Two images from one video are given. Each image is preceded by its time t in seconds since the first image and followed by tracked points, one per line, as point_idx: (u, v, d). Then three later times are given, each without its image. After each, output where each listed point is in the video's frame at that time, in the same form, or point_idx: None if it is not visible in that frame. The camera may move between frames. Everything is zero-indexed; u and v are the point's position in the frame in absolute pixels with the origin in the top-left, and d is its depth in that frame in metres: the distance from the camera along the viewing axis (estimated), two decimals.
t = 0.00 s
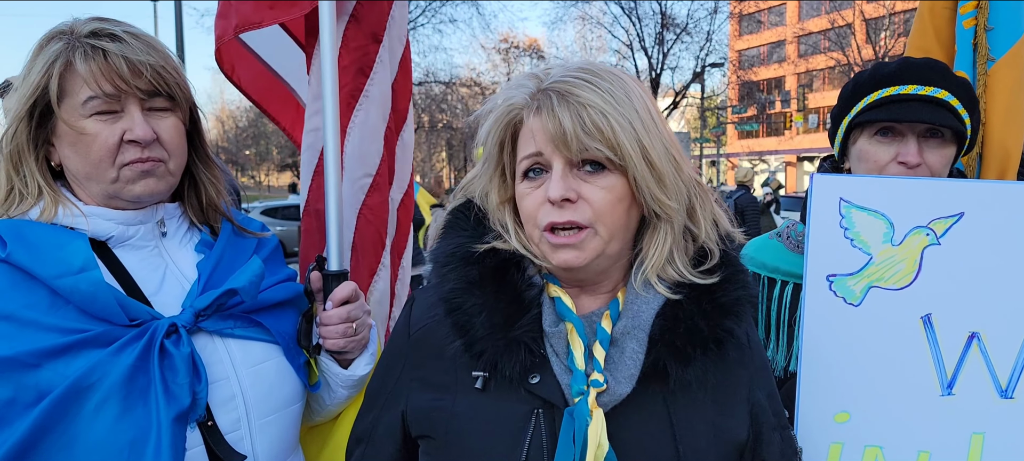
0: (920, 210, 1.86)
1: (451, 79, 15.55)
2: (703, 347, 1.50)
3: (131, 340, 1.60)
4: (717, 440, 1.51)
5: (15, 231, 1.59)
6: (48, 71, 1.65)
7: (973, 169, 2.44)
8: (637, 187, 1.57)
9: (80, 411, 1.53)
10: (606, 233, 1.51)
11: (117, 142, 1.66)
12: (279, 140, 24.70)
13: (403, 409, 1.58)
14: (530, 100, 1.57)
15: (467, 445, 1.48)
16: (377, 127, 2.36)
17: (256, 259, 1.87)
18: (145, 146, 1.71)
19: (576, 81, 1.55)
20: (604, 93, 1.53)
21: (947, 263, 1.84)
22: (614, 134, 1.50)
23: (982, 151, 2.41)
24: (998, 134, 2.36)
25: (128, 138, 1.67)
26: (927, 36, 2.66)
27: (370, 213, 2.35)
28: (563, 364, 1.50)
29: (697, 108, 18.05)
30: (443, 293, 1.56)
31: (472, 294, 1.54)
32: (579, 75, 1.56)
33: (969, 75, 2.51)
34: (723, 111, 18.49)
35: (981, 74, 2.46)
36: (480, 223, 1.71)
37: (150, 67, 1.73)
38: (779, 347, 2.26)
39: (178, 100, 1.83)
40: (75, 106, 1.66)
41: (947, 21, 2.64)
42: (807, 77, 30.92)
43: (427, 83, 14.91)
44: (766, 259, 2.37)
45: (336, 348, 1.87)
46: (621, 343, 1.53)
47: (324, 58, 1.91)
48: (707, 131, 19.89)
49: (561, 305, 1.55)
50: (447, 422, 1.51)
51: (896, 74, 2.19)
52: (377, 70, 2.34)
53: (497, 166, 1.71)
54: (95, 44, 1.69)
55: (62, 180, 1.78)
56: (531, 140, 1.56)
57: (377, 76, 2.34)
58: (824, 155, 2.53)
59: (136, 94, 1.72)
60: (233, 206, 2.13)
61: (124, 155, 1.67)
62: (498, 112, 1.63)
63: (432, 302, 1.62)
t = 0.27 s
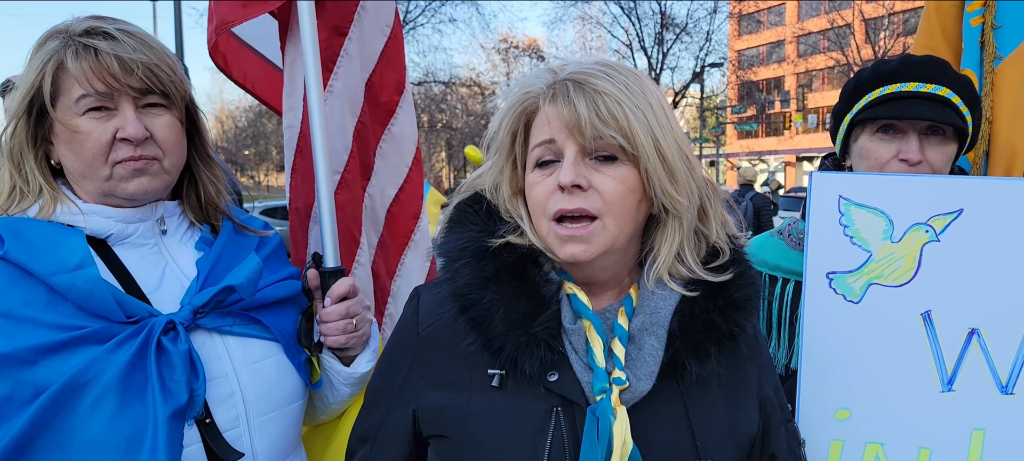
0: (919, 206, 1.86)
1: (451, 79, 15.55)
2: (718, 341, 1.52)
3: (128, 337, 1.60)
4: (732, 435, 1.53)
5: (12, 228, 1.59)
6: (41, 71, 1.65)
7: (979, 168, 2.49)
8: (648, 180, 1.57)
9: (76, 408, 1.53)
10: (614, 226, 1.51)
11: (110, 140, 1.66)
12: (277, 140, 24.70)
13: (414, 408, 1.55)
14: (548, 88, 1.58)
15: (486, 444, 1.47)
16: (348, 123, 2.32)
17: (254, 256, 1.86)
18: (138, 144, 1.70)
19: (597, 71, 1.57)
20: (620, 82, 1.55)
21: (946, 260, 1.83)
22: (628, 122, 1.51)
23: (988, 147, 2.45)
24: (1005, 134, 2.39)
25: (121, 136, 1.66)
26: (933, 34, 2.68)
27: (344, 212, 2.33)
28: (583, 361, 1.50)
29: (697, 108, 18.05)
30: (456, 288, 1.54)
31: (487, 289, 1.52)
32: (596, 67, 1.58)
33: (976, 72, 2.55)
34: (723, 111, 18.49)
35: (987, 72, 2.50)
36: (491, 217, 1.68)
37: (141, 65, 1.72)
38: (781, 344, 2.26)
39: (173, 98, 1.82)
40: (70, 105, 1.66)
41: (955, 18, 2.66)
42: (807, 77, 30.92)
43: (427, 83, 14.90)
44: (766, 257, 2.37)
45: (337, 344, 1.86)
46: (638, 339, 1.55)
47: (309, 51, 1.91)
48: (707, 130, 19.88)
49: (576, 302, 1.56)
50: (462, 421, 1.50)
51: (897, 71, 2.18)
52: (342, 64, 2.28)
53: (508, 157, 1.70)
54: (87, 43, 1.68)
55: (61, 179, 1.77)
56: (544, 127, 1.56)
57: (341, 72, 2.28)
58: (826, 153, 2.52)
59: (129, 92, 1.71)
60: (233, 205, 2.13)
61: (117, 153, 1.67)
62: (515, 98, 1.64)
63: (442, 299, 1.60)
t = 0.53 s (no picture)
0: (923, 207, 1.85)
1: (450, 79, 15.51)
2: (728, 338, 1.53)
3: (131, 337, 1.59)
4: (742, 432, 1.53)
5: (16, 229, 1.59)
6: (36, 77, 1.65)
7: (983, 168, 2.46)
8: (667, 181, 1.58)
9: (78, 408, 1.51)
10: (632, 224, 1.50)
11: (103, 142, 1.63)
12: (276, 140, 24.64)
13: (424, 407, 1.54)
14: (566, 86, 1.58)
15: (499, 444, 1.46)
16: (348, 126, 2.30)
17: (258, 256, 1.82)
18: (131, 146, 1.66)
19: (616, 71, 1.58)
20: (638, 82, 1.56)
21: (948, 260, 1.83)
22: (650, 123, 1.52)
23: (991, 146, 2.45)
24: (1009, 134, 2.38)
25: (113, 138, 1.63)
26: (936, 33, 2.67)
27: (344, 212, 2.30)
28: (596, 360, 1.49)
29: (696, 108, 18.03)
30: (467, 286, 1.52)
31: (500, 288, 1.49)
32: (615, 67, 1.59)
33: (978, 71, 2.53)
34: (722, 111, 18.48)
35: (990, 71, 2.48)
36: (500, 214, 1.66)
37: (130, 64, 1.67)
38: (785, 345, 2.24)
39: (167, 97, 1.75)
40: (64, 109, 1.65)
41: (956, 17, 2.64)
42: (806, 77, 30.91)
43: (426, 83, 14.85)
44: (769, 258, 2.36)
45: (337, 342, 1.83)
46: (650, 338, 1.54)
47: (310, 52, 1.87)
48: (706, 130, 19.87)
49: (589, 302, 1.54)
50: (476, 421, 1.49)
51: (900, 72, 2.18)
52: (343, 64, 2.26)
53: (521, 155, 1.67)
54: (76, 45, 1.65)
55: (66, 180, 1.76)
56: (563, 125, 1.55)
57: (341, 73, 2.26)
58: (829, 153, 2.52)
59: (120, 94, 1.67)
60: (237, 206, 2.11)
61: (111, 155, 1.64)
62: (530, 97, 1.62)
63: (451, 296, 1.58)
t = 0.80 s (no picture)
0: (922, 207, 1.86)
1: (449, 79, 15.51)
2: (728, 339, 1.54)
3: (142, 337, 1.58)
4: (742, 433, 1.53)
5: (32, 227, 1.60)
6: (55, 75, 1.66)
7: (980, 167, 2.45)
8: (659, 177, 1.57)
9: (89, 407, 1.51)
10: (627, 220, 1.50)
11: (116, 140, 1.64)
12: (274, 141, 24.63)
13: (425, 410, 1.52)
14: (561, 88, 1.59)
15: (502, 444, 1.46)
16: (371, 129, 2.31)
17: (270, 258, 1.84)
18: (142, 144, 1.66)
19: (612, 72, 1.58)
20: (632, 81, 1.57)
21: (950, 260, 1.83)
22: (642, 119, 1.52)
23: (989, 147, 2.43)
24: (1008, 134, 2.38)
25: (125, 136, 1.63)
26: (933, 32, 2.66)
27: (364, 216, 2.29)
28: (597, 361, 1.50)
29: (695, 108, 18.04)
30: (467, 289, 1.52)
31: (500, 290, 1.50)
32: (609, 67, 1.60)
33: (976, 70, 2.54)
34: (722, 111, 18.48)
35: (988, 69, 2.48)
36: (501, 217, 1.65)
37: (143, 62, 1.67)
38: (786, 345, 2.24)
39: (180, 96, 1.74)
40: (79, 107, 1.66)
41: (954, 15, 2.64)
42: (803, 77, 30.95)
43: (425, 84, 14.76)
44: (770, 258, 2.36)
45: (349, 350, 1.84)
46: (650, 339, 1.54)
47: (330, 44, 1.95)
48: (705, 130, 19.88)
49: (587, 303, 1.55)
50: (479, 424, 1.48)
51: (901, 73, 2.18)
52: (369, 67, 2.30)
53: (520, 157, 1.68)
54: (92, 44, 1.66)
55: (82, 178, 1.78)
56: (557, 125, 1.56)
57: (367, 75, 2.30)
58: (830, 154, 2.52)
59: (133, 92, 1.67)
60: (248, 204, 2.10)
61: (123, 153, 1.64)
62: (528, 99, 1.64)
63: (450, 300, 1.57)
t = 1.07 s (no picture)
0: (921, 207, 1.86)
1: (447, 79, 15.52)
2: (722, 336, 1.54)
3: (149, 336, 1.58)
4: (737, 428, 1.52)
5: (45, 222, 1.59)
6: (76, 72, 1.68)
7: (981, 167, 2.47)
8: (664, 183, 1.59)
9: (95, 405, 1.51)
10: (631, 228, 1.51)
11: (132, 138, 1.65)
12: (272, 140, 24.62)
13: (423, 408, 1.53)
14: (567, 89, 1.57)
15: (498, 441, 1.46)
16: (380, 131, 2.38)
17: (280, 260, 1.83)
18: (158, 143, 1.67)
19: (613, 75, 1.58)
20: (637, 87, 1.57)
21: (948, 259, 1.84)
22: (650, 129, 1.53)
23: (991, 145, 2.45)
24: (1006, 134, 2.40)
25: (141, 135, 1.64)
26: (933, 31, 2.68)
27: (373, 218, 2.40)
28: (591, 357, 1.49)
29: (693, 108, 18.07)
30: (462, 288, 1.53)
31: (494, 289, 1.51)
32: (614, 71, 1.59)
33: (977, 69, 2.56)
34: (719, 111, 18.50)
35: (988, 69, 2.47)
36: (495, 219, 1.67)
37: (162, 62, 1.68)
38: (785, 345, 2.26)
39: (198, 97, 1.74)
40: (98, 104, 1.68)
41: (953, 14, 2.66)
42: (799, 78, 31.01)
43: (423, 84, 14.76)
44: (769, 259, 2.36)
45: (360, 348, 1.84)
46: (644, 335, 1.54)
47: (339, 49, 1.97)
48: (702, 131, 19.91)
49: (583, 300, 1.55)
50: (475, 420, 1.48)
51: (899, 74, 2.19)
52: (375, 69, 2.37)
53: (521, 158, 1.66)
54: (113, 43, 1.68)
55: (100, 176, 1.79)
56: (563, 130, 1.54)
57: (374, 77, 2.37)
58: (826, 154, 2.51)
59: (151, 91, 1.68)
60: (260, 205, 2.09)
61: (139, 151, 1.65)
62: (530, 99, 1.61)
63: (447, 299, 1.58)
